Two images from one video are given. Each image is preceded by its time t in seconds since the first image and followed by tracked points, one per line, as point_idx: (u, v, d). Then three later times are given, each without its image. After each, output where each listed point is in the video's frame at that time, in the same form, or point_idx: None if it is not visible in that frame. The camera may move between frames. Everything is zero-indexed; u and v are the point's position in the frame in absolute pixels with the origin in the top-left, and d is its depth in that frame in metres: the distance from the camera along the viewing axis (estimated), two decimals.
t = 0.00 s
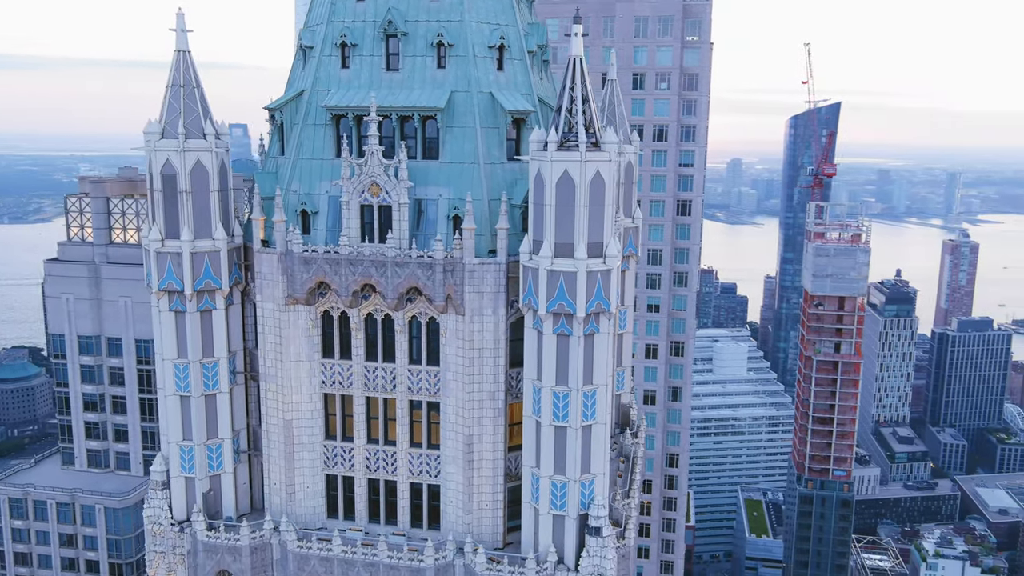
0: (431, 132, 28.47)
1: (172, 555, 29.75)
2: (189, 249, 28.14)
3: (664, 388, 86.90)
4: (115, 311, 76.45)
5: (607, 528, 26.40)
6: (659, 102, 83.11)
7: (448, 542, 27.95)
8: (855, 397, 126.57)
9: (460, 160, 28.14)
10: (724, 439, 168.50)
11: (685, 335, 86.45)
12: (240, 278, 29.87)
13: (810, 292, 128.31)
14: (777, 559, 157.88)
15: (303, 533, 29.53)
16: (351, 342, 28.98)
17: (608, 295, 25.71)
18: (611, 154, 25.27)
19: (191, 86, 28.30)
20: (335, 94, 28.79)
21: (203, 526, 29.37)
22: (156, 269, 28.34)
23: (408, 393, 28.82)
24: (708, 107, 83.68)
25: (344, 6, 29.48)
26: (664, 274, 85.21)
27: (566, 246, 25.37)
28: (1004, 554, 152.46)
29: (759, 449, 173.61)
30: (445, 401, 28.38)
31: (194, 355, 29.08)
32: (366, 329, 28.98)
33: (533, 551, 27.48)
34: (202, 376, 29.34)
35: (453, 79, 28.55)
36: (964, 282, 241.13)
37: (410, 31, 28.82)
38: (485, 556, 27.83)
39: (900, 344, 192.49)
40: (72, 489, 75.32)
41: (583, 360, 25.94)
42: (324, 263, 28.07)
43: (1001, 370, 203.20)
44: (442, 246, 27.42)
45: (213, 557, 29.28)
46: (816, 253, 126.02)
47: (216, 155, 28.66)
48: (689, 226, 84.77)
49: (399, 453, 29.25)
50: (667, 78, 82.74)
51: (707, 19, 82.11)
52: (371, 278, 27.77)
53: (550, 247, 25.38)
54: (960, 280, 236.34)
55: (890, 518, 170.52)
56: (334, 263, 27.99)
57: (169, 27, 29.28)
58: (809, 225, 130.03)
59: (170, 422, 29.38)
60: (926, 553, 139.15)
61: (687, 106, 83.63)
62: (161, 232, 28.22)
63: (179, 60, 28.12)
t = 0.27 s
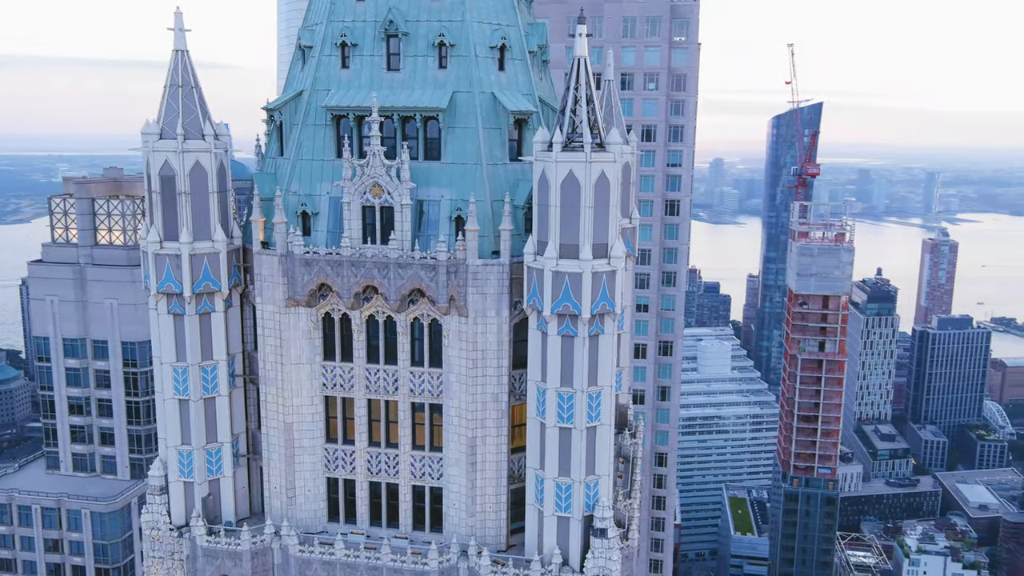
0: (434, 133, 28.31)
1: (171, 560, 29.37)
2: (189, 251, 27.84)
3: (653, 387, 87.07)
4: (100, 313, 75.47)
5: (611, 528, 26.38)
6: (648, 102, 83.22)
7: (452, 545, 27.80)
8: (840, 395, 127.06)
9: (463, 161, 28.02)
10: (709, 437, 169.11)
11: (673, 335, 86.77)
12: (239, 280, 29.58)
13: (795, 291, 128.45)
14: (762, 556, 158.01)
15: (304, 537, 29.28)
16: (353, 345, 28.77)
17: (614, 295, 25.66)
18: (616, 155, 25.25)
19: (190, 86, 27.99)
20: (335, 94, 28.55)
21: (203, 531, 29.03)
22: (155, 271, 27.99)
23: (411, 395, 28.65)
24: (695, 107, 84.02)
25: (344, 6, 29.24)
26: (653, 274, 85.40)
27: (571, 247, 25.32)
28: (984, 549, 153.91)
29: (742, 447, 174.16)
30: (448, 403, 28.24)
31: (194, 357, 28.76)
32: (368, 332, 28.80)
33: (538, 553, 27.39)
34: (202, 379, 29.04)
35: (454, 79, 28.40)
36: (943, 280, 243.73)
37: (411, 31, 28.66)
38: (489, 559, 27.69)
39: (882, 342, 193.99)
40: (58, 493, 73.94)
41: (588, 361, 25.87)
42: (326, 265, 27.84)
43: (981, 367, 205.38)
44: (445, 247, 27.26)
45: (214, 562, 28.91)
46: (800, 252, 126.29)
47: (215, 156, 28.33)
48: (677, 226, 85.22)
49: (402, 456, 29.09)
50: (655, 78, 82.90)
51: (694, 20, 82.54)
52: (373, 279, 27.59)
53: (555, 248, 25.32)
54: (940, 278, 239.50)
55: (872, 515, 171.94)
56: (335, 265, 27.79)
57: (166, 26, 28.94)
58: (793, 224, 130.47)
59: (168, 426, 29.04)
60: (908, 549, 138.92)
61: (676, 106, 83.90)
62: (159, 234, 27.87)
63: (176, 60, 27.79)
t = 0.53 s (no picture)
0: (436, 133, 28.17)
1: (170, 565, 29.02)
2: (188, 253, 27.51)
3: (641, 386, 87.37)
4: (85, 315, 74.47)
5: (616, 529, 26.33)
6: (637, 102, 83.28)
7: (456, 547, 27.61)
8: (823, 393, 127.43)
9: (465, 161, 27.90)
10: (693, 436, 169.75)
11: (662, 333, 86.89)
12: (238, 282, 29.30)
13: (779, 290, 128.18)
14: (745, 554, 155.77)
15: (305, 540, 29.03)
16: (353, 347, 28.56)
17: (618, 296, 25.67)
18: (620, 156, 25.25)
19: (188, 86, 27.62)
20: (335, 94, 28.32)
21: (202, 535, 28.68)
22: (154, 273, 27.62)
23: (413, 397, 28.48)
24: (683, 107, 84.08)
25: (343, 5, 28.99)
26: (640, 273, 85.64)
27: (576, 248, 25.27)
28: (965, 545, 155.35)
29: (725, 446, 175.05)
30: (450, 405, 28.10)
31: (193, 360, 28.43)
32: (369, 333, 28.61)
33: (543, 555, 27.29)
34: (201, 381, 28.69)
35: (455, 79, 28.25)
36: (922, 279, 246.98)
37: (412, 31, 28.50)
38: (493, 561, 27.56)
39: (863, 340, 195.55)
40: (42, 498, 72.18)
41: (592, 362, 25.83)
42: (327, 267, 27.63)
43: (960, 364, 207.53)
44: (448, 248, 27.12)
45: (214, 568, 28.57)
46: (785, 251, 126.44)
47: (214, 157, 28.01)
48: (665, 226, 84.94)
49: (403, 458, 28.93)
50: (643, 78, 83.02)
51: (682, 20, 82.81)
52: (375, 280, 27.42)
53: (560, 248, 25.24)
54: (920, 277, 242.55)
55: (854, 511, 173.21)
56: (337, 266, 27.58)
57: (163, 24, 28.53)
58: (777, 223, 130.27)
59: (166, 429, 28.70)
60: (890, 545, 138.49)
61: (663, 106, 83.95)
62: (158, 236, 27.53)
63: (175, 59, 27.45)
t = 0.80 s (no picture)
0: (437, 133, 28.02)
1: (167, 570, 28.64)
2: (186, 254, 27.16)
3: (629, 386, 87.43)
4: (68, 317, 73.41)
5: (619, 530, 26.29)
6: (624, 102, 83.44)
7: (459, 550, 27.44)
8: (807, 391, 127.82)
9: (467, 161, 27.77)
10: (677, 434, 170.35)
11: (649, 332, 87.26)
12: (236, 283, 29.02)
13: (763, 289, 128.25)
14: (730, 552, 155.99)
15: (305, 544, 28.76)
16: (354, 349, 28.34)
17: (621, 296, 25.67)
18: (623, 155, 25.23)
19: (185, 85, 27.29)
20: (335, 94, 28.07)
21: (201, 540, 28.33)
22: (151, 274, 27.24)
23: (415, 399, 28.31)
24: (669, 107, 84.11)
25: (342, 4, 28.73)
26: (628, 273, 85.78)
27: (580, 248, 25.22)
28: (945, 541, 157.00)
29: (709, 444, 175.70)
30: (452, 406, 27.93)
31: (191, 363, 28.05)
32: (370, 335, 28.42)
33: (547, 556, 27.20)
34: (199, 384, 28.33)
35: (456, 79, 28.10)
36: (901, 277, 249.06)
37: (412, 30, 28.32)
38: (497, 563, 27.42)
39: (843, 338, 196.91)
40: (26, 503, 71.10)
41: (596, 362, 25.78)
42: (328, 268, 27.41)
43: (939, 361, 209.42)
44: (451, 249, 26.96)
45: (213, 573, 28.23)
46: (769, 251, 126.72)
47: (211, 157, 27.69)
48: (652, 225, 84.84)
49: (405, 460, 28.74)
50: (630, 78, 83.10)
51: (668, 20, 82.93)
52: (376, 281, 27.23)
53: (564, 248, 25.18)
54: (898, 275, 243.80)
55: (836, 508, 174.48)
56: (338, 267, 27.36)
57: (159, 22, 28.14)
58: (760, 222, 128.87)
59: (164, 433, 28.34)
60: (872, 541, 139.56)
61: (650, 106, 83.94)
62: (155, 237, 27.16)
63: (171, 58, 27.08)
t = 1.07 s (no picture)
0: (438, 133, 27.86)
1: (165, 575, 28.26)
2: (185, 255, 26.81)
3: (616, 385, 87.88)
4: (52, 319, 72.36)
5: (623, 531, 26.22)
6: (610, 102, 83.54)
7: (461, 552, 27.30)
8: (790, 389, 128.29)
9: (468, 161, 27.63)
10: (661, 432, 170.82)
11: (637, 331, 87.58)
12: (234, 285, 28.73)
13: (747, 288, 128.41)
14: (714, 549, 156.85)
15: (306, 548, 28.52)
16: (354, 350, 28.13)
17: (625, 296, 25.62)
18: (627, 155, 25.17)
19: (183, 85, 26.97)
20: (334, 94, 27.85)
21: (200, 545, 27.95)
22: (148, 276, 26.90)
23: (417, 400, 28.12)
24: (656, 107, 84.45)
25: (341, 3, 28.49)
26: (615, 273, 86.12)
27: (584, 249, 25.18)
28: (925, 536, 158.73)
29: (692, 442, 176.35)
30: (454, 407, 27.77)
31: (189, 366, 27.70)
32: (371, 337, 28.22)
33: (552, 557, 27.12)
34: (197, 388, 28.00)
35: (457, 78, 27.96)
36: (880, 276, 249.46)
37: (412, 29, 28.17)
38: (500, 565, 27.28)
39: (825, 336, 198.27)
40: (9, 508, 70.05)
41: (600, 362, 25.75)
42: (329, 269, 27.19)
43: (918, 359, 212.16)
44: (453, 250, 26.82)
45: None
46: (752, 250, 127.33)
47: (209, 157, 27.38)
48: (639, 225, 85.19)
49: (406, 462, 28.57)
50: (617, 78, 83.06)
51: (655, 20, 83.05)
52: (378, 282, 27.02)
53: (568, 248, 25.13)
54: (877, 274, 245.57)
55: (818, 504, 175.52)
56: (339, 268, 27.14)
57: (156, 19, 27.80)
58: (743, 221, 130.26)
59: (161, 436, 27.95)
60: (854, 537, 141.88)
61: (637, 106, 83.98)
62: (153, 238, 26.82)
63: (168, 57, 26.72)
